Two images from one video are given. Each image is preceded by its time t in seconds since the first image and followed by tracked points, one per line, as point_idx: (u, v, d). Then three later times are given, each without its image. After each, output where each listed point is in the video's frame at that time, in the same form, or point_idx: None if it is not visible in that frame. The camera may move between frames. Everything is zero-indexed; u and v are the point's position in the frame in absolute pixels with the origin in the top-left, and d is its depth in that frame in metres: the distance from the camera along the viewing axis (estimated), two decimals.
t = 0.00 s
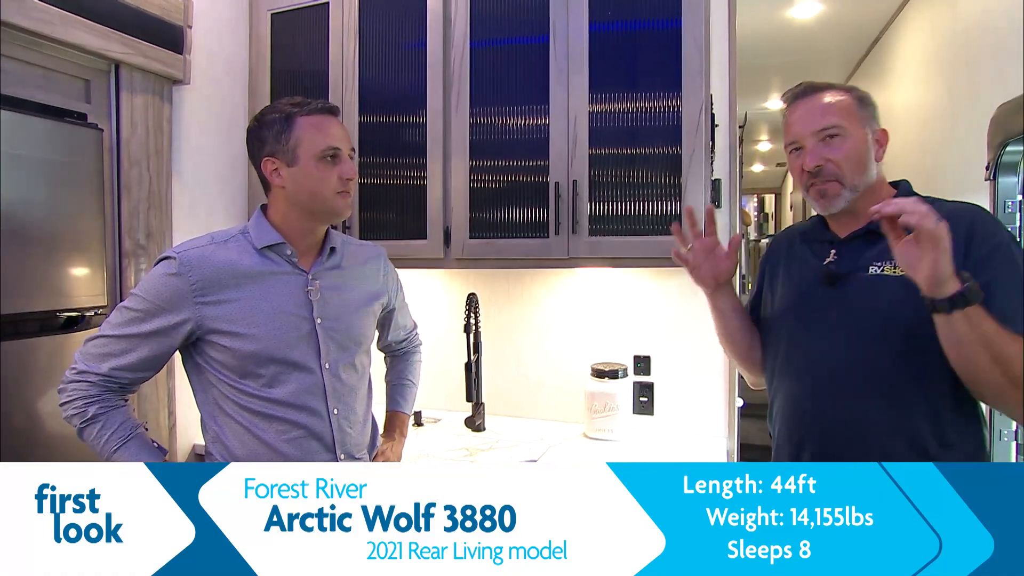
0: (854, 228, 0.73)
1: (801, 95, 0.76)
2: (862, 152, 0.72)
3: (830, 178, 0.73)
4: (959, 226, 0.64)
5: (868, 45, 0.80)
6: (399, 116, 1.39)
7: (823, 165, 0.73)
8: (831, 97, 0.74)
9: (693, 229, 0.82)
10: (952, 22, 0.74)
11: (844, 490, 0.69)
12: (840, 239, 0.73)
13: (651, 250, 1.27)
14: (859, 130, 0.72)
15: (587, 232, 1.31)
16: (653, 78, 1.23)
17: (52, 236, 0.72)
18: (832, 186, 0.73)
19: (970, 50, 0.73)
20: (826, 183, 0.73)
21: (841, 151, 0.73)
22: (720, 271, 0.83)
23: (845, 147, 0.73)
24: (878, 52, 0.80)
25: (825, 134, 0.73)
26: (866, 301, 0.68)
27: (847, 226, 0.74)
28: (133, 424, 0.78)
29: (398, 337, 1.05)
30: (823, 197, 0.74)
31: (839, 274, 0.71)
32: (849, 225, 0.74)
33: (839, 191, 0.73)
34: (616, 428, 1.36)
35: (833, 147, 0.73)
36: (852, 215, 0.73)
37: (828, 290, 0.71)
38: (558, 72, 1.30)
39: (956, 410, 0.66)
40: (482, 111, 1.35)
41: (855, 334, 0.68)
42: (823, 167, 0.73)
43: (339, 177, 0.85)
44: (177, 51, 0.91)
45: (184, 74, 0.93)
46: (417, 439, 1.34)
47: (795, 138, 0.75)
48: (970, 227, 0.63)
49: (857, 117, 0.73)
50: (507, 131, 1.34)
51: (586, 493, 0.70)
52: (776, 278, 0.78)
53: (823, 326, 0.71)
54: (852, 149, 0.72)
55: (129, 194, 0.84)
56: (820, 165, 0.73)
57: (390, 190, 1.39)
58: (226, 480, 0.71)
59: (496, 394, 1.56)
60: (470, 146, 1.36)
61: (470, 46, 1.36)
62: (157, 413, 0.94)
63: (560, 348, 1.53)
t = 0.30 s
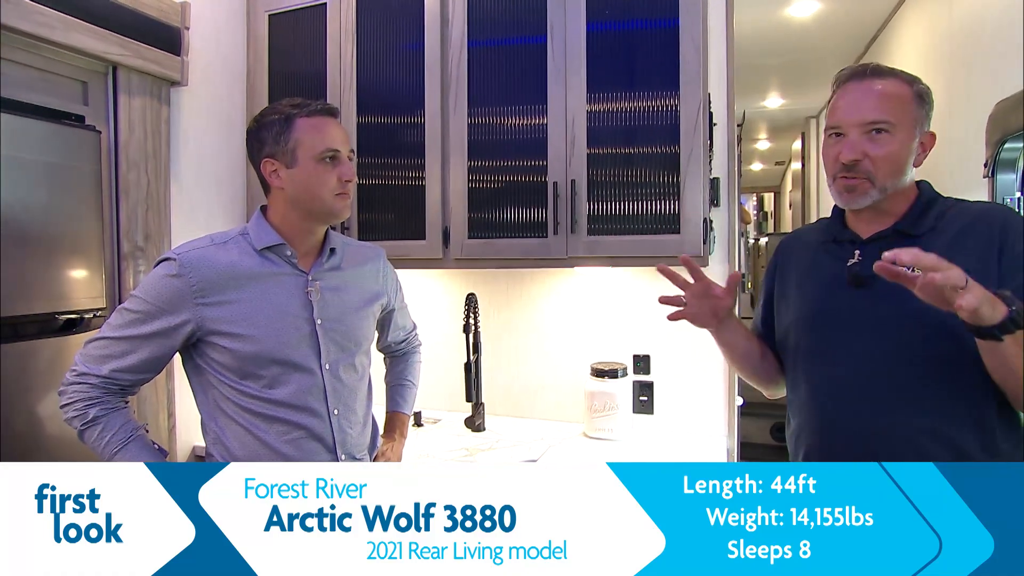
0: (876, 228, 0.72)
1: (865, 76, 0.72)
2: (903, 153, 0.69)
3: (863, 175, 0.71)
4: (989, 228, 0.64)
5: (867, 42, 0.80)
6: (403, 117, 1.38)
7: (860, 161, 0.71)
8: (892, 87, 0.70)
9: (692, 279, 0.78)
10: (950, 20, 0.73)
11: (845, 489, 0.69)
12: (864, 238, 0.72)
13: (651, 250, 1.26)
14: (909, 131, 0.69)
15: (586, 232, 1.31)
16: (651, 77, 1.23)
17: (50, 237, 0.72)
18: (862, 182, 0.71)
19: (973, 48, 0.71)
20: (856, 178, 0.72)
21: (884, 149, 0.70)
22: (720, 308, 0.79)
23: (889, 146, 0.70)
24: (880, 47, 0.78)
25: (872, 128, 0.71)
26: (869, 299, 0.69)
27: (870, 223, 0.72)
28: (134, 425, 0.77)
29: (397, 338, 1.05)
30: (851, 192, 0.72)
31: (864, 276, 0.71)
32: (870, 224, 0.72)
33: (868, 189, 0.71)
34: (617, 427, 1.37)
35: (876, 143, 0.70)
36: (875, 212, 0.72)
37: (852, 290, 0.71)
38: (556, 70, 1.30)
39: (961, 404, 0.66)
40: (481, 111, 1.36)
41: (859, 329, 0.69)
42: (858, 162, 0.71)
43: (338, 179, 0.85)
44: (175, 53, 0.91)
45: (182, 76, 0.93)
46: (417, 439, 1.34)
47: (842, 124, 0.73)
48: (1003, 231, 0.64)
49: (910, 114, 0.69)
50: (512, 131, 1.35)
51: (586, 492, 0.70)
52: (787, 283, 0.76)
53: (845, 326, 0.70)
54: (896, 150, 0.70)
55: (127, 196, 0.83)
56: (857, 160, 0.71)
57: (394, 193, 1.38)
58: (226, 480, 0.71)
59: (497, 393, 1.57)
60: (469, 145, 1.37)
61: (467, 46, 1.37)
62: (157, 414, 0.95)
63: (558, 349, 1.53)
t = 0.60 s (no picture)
0: (879, 220, 0.72)
1: (861, 67, 0.70)
2: (908, 143, 0.69)
3: (869, 168, 0.70)
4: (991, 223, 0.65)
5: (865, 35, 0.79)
6: (398, 113, 1.36)
7: (865, 153, 0.70)
8: (890, 78, 0.69)
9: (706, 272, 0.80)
10: (947, 10, 0.73)
11: (845, 488, 0.68)
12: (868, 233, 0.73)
13: (652, 244, 1.26)
14: (911, 120, 0.68)
15: (585, 227, 1.31)
16: (650, 72, 1.23)
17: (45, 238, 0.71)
18: (870, 175, 0.70)
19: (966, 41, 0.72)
20: (864, 171, 0.70)
21: (889, 140, 0.69)
22: (730, 303, 0.81)
23: (893, 137, 0.69)
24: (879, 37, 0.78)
25: (875, 120, 0.69)
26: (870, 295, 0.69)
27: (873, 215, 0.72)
28: (133, 422, 0.79)
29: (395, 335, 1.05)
30: (860, 186, 0.71)
31: (869, 271, 0.72)
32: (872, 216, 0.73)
33: (876, 182, 0.70)
34: (616, 423, 1.35)
35: (880, 135, 0.69)
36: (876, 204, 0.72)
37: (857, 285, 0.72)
38: (554, 66, 1.30)
39: (959, 400, 0.66)
40: (478, 107, 1.36)
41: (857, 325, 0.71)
42: (865, 155, 0.70)
43: (337, 174, 0.84)
44: (169, 48, 0.90)
45: (178, 72, 0.91)
46: (416, 435, 1.34)
47: (841, 117, 0.71)
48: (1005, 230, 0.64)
49: (909, 103, 0.69)
50: (511, 127, 1.35)
51: (586, 492, 0.70)
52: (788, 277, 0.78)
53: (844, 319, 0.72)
54: (900, 140, 0.69)
55: (125, 193, 0.82)
56: (862, 153, 0.70)
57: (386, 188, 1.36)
58: (225, 480, 0.71)
59: (499, 389, 1.57)
60: (466, 143, 1.36)
61: (465, 42, 1.36)
62: (156, 411, 0.94)
63: (557, 347, 1.53)
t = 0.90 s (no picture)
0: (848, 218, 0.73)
1: (851, 72, 0.72)
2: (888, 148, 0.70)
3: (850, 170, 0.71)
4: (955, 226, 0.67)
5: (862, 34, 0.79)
6: (394, 113, 1.38)
7: (847, 155, 0.71)
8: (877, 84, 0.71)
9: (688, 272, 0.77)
10: (944, 9, 0.74)
11: (845, 488, 0.68)
12: (843, 232, 0.73)
13: (648, 242, 1.26)
14: (894, 127, 0.70)
15: (582, 225, 1.30)
16: (645, 72, 1.23)
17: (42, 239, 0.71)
18: (848, 176, 0.71)
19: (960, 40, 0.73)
20: (843, 172, 0.72)
21: (870, 145, 0.71)
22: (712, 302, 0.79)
23: (874, 141, 0.71)
24: (877, 36, 0.77)
25: (860, 124, 0.71)
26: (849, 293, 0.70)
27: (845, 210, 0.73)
28: (131, 422, 0.78)
29: (394, 334, 1.05)
30: (837, 186, 0.72)
31: (838, 267, 0.74)
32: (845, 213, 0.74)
33: (854, 184, 0.71)
34: (615, 421, 1.35)
35: (863, 138, 0.71)
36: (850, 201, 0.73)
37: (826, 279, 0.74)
38: (552, 64, 1.30)
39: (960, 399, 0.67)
40: (476, 106, 1.35)
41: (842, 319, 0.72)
42: (846, 157, 0.71)
43: (333, 173, 0.85)
44: (168, 48, 0.90)
45: (175, 72, 0.92)
46: (415, 433, 1.35)
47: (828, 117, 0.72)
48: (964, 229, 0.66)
49: (894, 111, 0.70)
50: (509, 126, 1.34)
51: (586, 492, 0.70)
52: (766, 270, 0.79)
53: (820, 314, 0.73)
54: (882, 145, 0.70)
55: (121, 193, 0.82)
56: (844, 155, 0.71)
57: (385, 188, 1.38)
58: (225, 480, 0.70)
59: (497, 388, 1.58)
60: (464, 141, 1.36)
61: (462, 41, 1.36)
62: (155, 412, 0.94)
63: (557, 346, 1.53)
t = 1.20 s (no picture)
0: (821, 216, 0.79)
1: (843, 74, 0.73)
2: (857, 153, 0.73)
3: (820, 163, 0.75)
4: (909, 224, 0.70)
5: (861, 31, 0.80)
6: (398, 110, 1.39)
7: (821, 150, 0.75)
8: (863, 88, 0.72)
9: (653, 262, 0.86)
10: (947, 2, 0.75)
11: (845, 488, 0.67)
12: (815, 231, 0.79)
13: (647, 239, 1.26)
14: (868, 132, 0.73)
15: (581, 223, 1.31)
16: (643, 70, 1.23)
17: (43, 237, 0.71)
18: (815, 171, 0.75)
19: (959, 36, 0.75)
20: (812, 165, 0.76)
21: (843, 144, 0.74)
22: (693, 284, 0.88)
23: (847, 141, 0.74)
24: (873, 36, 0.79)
25: (838, 124, 0.73)
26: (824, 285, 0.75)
27: (818, 209, 0.78)
28: (131, 421, 0.78)
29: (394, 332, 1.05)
30: (804, 177, 0.76)
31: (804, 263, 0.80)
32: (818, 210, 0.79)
33: (821, 179, 0.75)
34: (614, 418, 1.40)
35: (838, 136, 0.74)
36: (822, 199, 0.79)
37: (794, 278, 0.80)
38: (551, 60, 1.29)
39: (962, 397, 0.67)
40: (477, 104, 1.36)
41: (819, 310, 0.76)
42: (818, 151, 0.75)
43: (331, 170, 0.85)
44: (165, 47, 0.90)
45: (174, 71, 0.92)
46: (416, 431, 1.36)
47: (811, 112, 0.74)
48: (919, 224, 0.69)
49: (873, 117, 0.72)
50: (508, 124, 1.34)
51: (586, 493, 0.69)
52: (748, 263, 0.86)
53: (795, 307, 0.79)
54: (854, 146, 0.74)
55: (122, 192, 0.84)
56: (818, 149, 0.75)
57: (385, 186, 1.40)
58: (225, 481, 0.70)
59: (496, 385, 1.59)
60: (464, 137, 1.36)
61: (461, 39, 1.36)
62: (155, 409, 0.95)
63: (557, 344, 1.52)
